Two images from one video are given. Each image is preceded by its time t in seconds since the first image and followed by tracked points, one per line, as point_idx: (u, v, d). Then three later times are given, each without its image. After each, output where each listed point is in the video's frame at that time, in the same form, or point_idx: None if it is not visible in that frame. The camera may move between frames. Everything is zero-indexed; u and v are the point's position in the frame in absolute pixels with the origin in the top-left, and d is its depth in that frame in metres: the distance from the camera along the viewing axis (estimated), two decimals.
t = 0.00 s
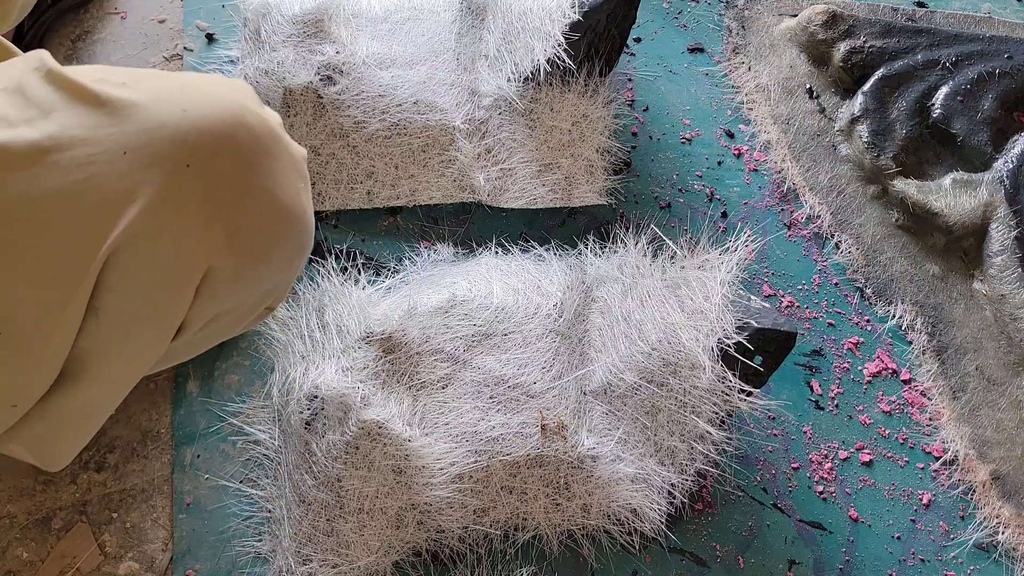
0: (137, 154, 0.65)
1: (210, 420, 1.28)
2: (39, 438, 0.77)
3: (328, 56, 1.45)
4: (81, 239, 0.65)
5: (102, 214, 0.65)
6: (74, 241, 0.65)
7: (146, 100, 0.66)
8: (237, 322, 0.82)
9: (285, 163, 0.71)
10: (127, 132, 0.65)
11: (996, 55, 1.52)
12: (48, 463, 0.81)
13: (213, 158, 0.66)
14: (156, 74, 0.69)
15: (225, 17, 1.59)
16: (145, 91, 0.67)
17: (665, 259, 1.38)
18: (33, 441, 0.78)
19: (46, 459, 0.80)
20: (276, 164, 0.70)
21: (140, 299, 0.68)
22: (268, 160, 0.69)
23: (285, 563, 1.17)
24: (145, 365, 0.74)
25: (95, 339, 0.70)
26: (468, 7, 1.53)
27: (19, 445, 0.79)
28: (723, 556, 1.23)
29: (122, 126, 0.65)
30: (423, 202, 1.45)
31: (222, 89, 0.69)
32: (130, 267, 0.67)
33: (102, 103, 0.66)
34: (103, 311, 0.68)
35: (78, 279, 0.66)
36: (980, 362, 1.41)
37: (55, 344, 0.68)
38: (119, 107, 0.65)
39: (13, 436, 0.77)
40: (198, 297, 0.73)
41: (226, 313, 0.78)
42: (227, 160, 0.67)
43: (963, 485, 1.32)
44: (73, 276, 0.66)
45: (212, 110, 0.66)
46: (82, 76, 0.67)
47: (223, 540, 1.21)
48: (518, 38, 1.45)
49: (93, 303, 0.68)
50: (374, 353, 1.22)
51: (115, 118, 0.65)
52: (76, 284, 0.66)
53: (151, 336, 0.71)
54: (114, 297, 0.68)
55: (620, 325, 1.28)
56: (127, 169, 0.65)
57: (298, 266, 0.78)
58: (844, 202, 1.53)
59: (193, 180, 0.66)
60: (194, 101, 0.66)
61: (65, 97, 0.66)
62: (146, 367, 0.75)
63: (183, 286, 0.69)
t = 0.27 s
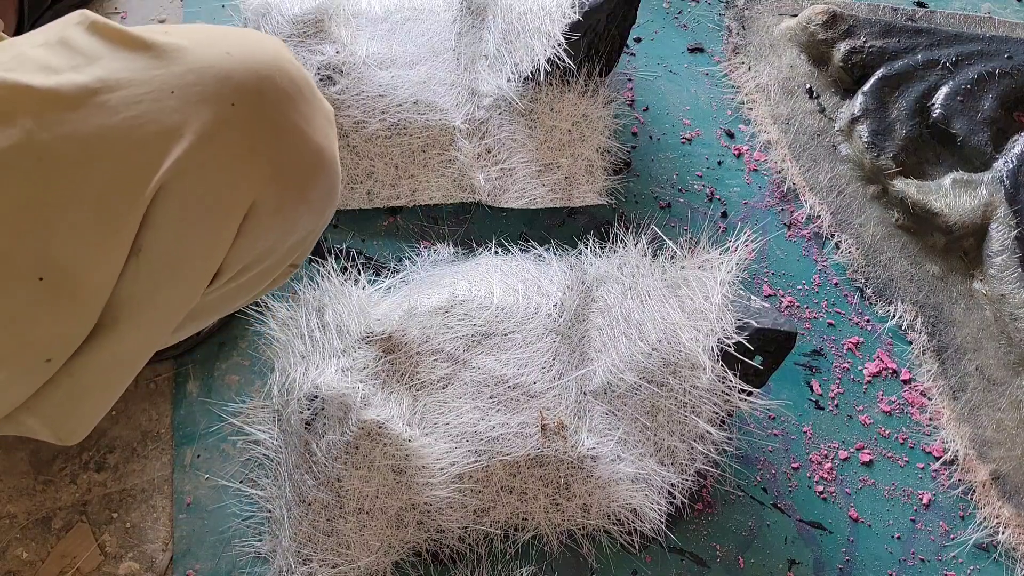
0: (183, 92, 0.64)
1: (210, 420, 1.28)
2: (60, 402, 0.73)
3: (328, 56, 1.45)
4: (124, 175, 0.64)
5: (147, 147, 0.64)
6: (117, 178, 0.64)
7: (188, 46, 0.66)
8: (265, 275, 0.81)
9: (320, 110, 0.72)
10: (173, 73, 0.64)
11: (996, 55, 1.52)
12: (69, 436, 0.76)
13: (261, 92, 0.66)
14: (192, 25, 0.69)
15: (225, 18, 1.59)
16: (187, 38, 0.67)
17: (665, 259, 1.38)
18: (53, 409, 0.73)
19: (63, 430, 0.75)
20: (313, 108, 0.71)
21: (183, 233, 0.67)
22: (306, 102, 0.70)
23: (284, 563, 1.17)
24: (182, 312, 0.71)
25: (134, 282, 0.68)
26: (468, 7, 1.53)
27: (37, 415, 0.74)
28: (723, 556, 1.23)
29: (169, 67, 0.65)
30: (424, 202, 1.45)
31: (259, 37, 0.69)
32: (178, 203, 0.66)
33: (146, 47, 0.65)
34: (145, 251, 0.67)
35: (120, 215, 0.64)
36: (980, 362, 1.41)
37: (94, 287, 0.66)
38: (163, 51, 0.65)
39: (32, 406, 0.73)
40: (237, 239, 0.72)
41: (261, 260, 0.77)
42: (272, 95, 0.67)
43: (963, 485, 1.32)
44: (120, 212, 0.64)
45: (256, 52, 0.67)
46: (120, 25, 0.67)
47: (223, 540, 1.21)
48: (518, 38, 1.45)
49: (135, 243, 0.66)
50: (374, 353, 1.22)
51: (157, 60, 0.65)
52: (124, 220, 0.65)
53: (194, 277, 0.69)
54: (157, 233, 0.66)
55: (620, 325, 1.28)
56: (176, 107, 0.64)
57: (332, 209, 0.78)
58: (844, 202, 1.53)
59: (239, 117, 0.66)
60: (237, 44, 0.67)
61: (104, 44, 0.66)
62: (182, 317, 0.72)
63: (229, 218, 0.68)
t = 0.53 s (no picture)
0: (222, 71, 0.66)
1: (210, 420, 1.28)
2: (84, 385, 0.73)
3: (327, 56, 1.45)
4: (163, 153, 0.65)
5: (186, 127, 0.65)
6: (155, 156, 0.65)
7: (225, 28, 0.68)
8: (290, 258, 0.81)
9: (349, 94, 0.74)
10: (213, 54, 0.66)
11: (996, 55, 1.52)
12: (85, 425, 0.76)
13: (296, 73, 0.68)
14: (229, 10, 0.72)
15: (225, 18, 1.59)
16: (225, 20, 0.69)
17: (664, 259, 1.38)
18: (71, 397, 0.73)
19: (80, 420, 0.75)
20: (343, 91, 0.72)
21: (218, 211, 0.68)
22: (337, 85, 0.71)
23: (284, 563, 1.17)
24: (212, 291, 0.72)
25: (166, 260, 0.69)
26: (469, 7, 1.53)
27: (55, 404, 0.74)
28: (724, 556, 1.23)
29: (206, 51, 0.67)
30: (423, 202, 1.45)
31: (292, 23, 0.71)
32: (215, 180, 0.67)
33: (185, 29, 0.67)
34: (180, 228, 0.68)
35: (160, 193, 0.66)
36: (979, 362, 1.41)
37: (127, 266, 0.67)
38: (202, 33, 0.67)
39: (53, 390, 0.73)
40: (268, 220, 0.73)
41: (290, 241, 0.78)
42: (306, 76, 0.68)
43: (963, 485, 1.32)
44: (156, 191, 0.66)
45: (290, 37, 0.68)
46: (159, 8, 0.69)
47: (223, 540, 1.21)
48: (518, 38, 1.46)
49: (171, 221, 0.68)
50: (374, 353, 1.22)
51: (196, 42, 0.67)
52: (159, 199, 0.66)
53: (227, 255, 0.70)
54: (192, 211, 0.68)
55: (620, 325, 1.28)
56: (215, 85, 0.66)
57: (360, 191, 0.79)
58: (844, 202, 1.53)
59: (274, 97, 0.67)
60: (272, 27, 0.69)
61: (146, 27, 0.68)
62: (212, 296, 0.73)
63: (264, 196, 0.69)
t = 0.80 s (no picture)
0: (227, 63, 0.67)
1: (210, 420, 1.28)
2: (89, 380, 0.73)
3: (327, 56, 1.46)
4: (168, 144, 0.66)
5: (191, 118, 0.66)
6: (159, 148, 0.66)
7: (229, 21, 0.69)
8: (293, 252, 0.82)
9: (352, 86, 0.74)
10: (217, 46, 0.67)
11: (996, 55, 1.52)
12: (91, 421, 0.76)
13: (300, 66, 0.69)
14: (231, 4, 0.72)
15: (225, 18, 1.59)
16: (229, 14, 0.70)
17: (664, 259, 1.38)
18: (78, 392, 0.73)
19: (86, 415, 0.75)
20: (345, 83, 0.73)
21: (223, 202, 0.68)
22: (341, 78, 0.72)
23: (284, 563, 1.17)
24: (216, 285, 0.72)
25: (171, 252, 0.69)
26: (468, 7, 1.53)
27: (61, 399, 0.74)
28: (724, 556, 1.23)
29: (211, 43, 0.67)
30: (423, 202, 1.45)
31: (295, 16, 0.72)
32: (220, 170, 0.67)
33: (189, 21, 0.68)
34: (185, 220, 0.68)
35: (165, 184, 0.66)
36: (979, 362, 1.41)
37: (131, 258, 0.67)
38: (207, 26, 0.68)
39: (57, 387, 0.73)
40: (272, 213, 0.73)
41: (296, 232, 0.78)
42: (310, 69, 0.69)
43: (963, 485, 1.32)
44: (163, 181, 0.66)
45: (294, 29, 0.69)
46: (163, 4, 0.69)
47: (223, 540, 1.21)
48: (518, 38, 1.46)
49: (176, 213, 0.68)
50: (374, 353, 1.22)
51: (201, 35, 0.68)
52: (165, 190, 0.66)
53: (233, 247, 0.70)
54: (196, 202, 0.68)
55: (620, 325, 1.28)
56: (219, 78, 0.67)
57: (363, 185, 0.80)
58: (844, 202, 1.53)
59: (278, 88, 0.68)
60: (275, 19, 0.70)
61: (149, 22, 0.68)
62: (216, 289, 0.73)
63: (270, 188, 0.70)
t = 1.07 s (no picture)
0: (192, 75, 0.66)
1: (210, 420, 1.28)
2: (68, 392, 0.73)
3: (328, 56, 1.46)
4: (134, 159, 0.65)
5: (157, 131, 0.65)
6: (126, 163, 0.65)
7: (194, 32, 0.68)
8: (269, 261, 0.82)
9: (322, 94, 0.74)
10: (182, 58, 0.66)
11: (996, 55, 1.52)
12: (74, 430, 0.76)
13: (267, 78, 0.68)
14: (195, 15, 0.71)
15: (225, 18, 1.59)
16: (193, 24, 0.69)
17: (665, 259, 1.38)
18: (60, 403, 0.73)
19: (69, 424, 0.75)
20: (314, 92, 0.72)
21: (192, 215, 0.68)
22: (309, 87, 0.72)
23: (284, 563, 1.17)
24: (190, 296, 0.72)
25: (143, 266, 0.69)
26: (469, 7, 1.53)
27: (43, 411, 0.74)
28: (724, 556, 1.23)
29: (176, 55, 0.66)
30: (423, 202, 1.45)
31: (261, 26, 0.71)
32: (188, 185, 0.67)
33: (155, 33, 0.67)
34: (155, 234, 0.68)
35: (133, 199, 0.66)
36: (979, 362, 1.41)
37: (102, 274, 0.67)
38: (171, 36, 0.67)
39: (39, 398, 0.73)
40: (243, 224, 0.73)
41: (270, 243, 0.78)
42: (278, 80, 0.68)
43: (963, 485, 1.32)
44: (130, 196, 0.66)
45: (260, 39, 0.69)
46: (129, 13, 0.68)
47: (223, 540, 1.21)
48: (518, 38, 1.46)
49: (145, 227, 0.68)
50: (374, 353, 1.22)
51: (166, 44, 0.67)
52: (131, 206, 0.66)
53: (204, 259, 0.70)
54: (166, 216, 0.68)
55: (620, 325, 1.28)
56: (183, 91, 0.66)
57: (337, 193, 0.80)
58: (844, 202, 1.53)
59: (245, 100, 0.68)
60: (241, 30, 0.69)
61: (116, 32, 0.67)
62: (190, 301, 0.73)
63: (238, 201, 0.70)
